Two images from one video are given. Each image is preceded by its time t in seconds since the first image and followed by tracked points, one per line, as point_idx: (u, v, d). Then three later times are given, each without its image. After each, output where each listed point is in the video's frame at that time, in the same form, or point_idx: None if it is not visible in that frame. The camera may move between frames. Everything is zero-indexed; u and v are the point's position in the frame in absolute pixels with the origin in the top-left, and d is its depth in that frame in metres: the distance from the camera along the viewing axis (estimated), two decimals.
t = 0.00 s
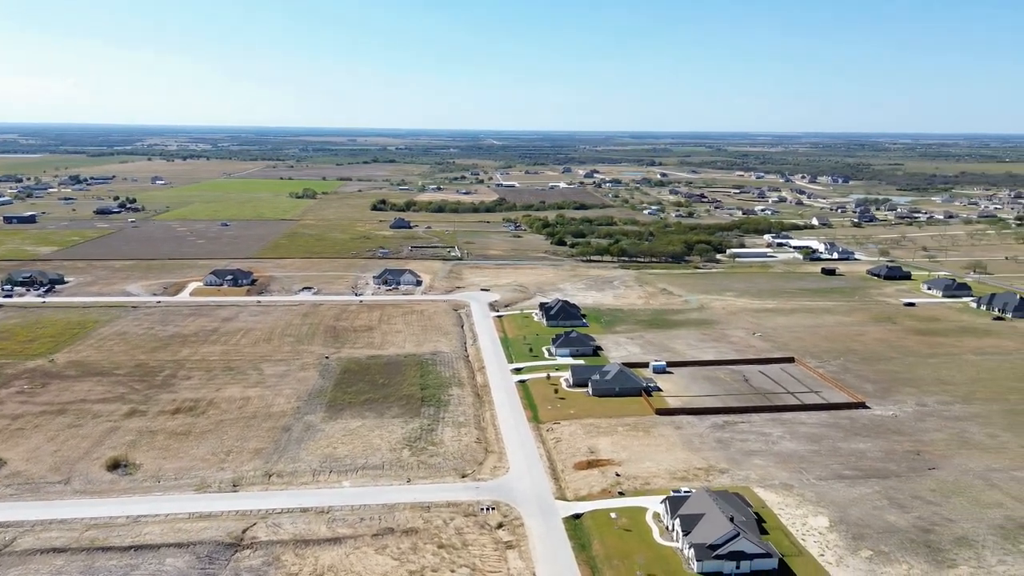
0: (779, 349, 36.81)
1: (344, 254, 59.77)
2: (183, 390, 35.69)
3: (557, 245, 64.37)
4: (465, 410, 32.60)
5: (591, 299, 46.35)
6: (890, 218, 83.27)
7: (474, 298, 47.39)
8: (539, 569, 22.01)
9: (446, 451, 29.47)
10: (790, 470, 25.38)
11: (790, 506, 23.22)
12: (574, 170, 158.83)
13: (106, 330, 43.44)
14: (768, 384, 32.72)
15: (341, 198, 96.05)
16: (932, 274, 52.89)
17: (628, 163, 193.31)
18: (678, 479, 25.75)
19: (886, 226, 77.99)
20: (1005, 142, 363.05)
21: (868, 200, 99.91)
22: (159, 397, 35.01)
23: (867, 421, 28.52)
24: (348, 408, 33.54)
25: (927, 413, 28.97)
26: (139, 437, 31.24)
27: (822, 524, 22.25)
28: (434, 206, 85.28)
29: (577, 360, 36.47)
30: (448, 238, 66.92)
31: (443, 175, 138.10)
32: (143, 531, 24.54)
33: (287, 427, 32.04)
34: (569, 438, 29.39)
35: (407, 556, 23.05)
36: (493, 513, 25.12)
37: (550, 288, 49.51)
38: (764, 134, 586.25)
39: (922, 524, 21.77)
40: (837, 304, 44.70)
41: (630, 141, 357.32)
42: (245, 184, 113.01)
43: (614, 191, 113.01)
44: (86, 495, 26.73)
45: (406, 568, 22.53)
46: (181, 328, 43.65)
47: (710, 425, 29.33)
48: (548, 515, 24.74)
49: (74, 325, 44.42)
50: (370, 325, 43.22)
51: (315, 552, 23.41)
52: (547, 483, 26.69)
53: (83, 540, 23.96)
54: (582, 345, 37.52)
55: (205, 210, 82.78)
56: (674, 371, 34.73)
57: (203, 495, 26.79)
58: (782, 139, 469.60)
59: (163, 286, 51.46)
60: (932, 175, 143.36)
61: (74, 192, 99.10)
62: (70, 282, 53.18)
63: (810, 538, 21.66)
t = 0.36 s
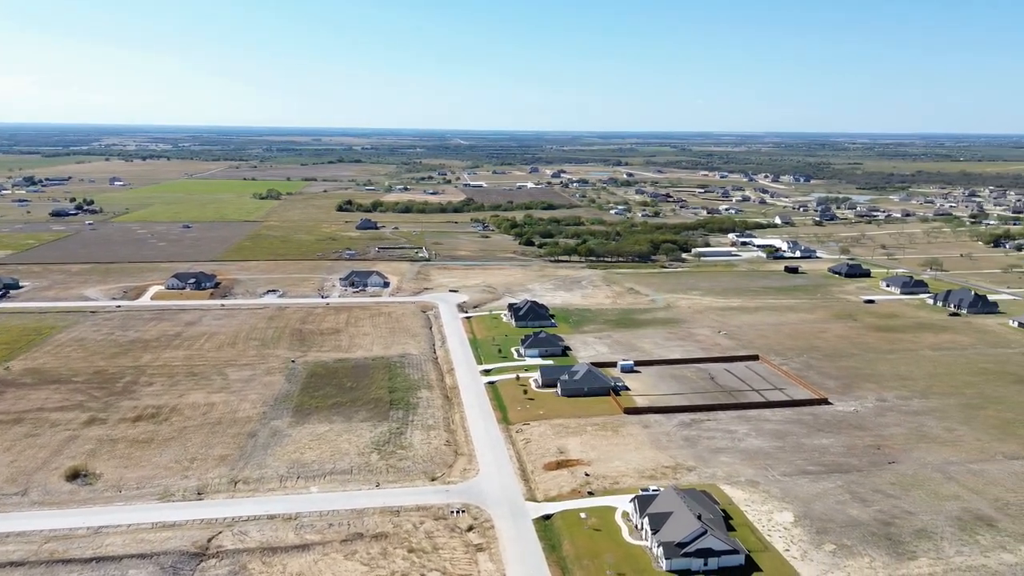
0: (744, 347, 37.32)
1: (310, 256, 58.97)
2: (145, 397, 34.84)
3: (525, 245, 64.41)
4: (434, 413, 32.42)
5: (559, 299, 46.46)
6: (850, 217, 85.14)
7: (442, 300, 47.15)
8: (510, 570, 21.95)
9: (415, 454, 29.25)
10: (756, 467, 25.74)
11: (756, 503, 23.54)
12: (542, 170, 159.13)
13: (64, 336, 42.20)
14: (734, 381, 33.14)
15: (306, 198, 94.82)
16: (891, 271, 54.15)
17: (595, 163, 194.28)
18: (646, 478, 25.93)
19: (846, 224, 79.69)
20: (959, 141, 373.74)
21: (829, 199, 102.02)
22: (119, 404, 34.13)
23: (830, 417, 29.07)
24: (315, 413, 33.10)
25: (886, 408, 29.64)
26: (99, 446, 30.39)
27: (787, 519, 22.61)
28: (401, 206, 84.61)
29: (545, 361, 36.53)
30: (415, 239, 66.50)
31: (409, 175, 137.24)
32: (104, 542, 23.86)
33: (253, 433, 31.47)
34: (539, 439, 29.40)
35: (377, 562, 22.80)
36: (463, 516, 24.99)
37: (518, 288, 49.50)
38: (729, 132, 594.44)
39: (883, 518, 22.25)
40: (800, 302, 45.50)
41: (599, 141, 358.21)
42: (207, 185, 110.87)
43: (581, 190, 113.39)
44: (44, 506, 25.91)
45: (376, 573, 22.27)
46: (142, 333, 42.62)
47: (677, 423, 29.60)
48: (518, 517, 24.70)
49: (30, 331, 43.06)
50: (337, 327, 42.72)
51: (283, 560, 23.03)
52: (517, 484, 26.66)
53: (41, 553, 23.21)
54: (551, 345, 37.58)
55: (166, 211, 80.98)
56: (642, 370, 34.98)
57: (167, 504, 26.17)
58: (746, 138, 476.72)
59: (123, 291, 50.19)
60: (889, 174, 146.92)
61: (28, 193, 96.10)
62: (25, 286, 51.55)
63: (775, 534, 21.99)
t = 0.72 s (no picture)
0: (710, 345, 37.77)
1: (275, 258, 58.09)
2: (105, 405, 33.95)
3: (493, 245, 64.34)
4: (403, 416, 32.18)
5: (528, 300, 46.51)
6: (812, 215, 86.81)
7: (410, 302, 46.84)
8: (481, 573, 21.85)
9: (385, 458, 28.99)
10: (723, 464, 26.06)
11: (723, 500, 23.84)
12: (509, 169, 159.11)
13: (20, 343, 40.91)
14: (701, 379, 33.53)
15: (271, 200, 93.47)
16: (852, 269, 55.31)
17: (562, 162, 194.84)
18: (616, 477, 26.07)
19: (808, 223, 81.21)
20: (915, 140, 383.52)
21: (792, 198, 103.79)
22: (79, 412, 33.20)
23: (794, 413, 29.57)
24: (282, 418, 32.61)
25: (849, 404, 30.26)
26: (59, 455, 29.51)
27: (753, 515, 22.93)
28: (368, 207, 83.85)
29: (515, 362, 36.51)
30: (382, 240, 66.00)
31: (377, 176, 136.20)
32: (64, 555, 23.17)
33: (218, 440, 30.87)
34: (509, 440, 29.37)
35: (347, 568, 22.52)
36: (434, 519, 24.83)
37: (487, 289, 49.43)
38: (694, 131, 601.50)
39: (847, 512, 22.69)
40: (764, 300, 46.22)
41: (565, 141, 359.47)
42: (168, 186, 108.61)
43: (549, 190, 113.58)
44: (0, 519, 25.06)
45: None
46: (102, 339, 41.53)
47: (645, 422, 29.83)
48: (489, 519, 24.62)
49: None
50: (304, 331, 42.17)
51: (250, 569, 22.61)
52: (487, 487, 26.59)
53: None
54: (520, 346, 37.59)
55: (126, 213, 79.08)
56: (610, 369, 35.17)
57: (129, 514, 25.51)
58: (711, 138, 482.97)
59: (82, 295, 48.86)
60: (849, 173, 150.07)
61: None
62: None
63: (743, 530, 22.28)
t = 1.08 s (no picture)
0: (680, 344, 38.12)
1: (242, 260, 57.20)
2: (68, 412, 33.06)
3: (464, 246, 64.17)
4: (375, 419, 31.93)
5: (499, 300, 46.46)
6: (778, 214, 88.15)
7: (381, 303, 46.50)
8: None
9: (356, 462, 28.71)
10: (694, 462, 26.31)
11: (694, 497, 24.06)
12: (479, 169, 158.80)
13: None
14: (671, 378, 33.82)
15: (238, 200, 92.02)
16: (817, 267, 56.28)
17: (533, 162, 194.98)
18: (588, 477, 26.16)
19: (775, 222, 82.46)
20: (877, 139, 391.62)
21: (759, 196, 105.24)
22: (40, 421, 32.26)
23: (763, 411, 29.99)
24: (251, 423, 32.12)
25: (815, 400, 30.77)
26: (19, 465, 28.64)
27: (724, 512, 23.19)
28: (337, 207, 82.97)
29: (487, 363, 36.45)
30: (352, 241, 65.41)
31: (346, 176, 134.98)
32: (26, 568, 22.47)
33: (186, 446, 30.26)
34: (481, 442, 29.31)
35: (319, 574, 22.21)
36: (407, 523, 24.64)
37: (458, 289, 49.28)
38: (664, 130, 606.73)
39: (814, 507, 23.07)
40: (732, 298, 46.81)
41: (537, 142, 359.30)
42: (131, 188, 106.34)
43: (519, 190, 113.49)
44: None
45: None
46: (64, 345, 40.45)
47: (617, 421, 30.01)
48: (463, 521, 24.51)
49: None
50: (273, 334, 41.59)
51: None
52: (460, 489, 26.49)
53: None
54: (492, 347, 37.54)
55: (87, 215, 77.17)
56: (582, 369, 35.31)
57: (93, 525, 24.85)
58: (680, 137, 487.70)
59: (41, 300, 47.53)
60: (814, 172, 152.64)
61: None
62: None
63: (714, 527, 22.52)
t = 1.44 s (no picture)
0: (647, 343, 38.43)
1: (205, 263, 56.10)
2: (23, 421, 32.00)
3: (431, 247, 63.82)
4: (342, 423, 31.57)
5: (467, 301, 46.33)
6: (742, 213, 89.44)
7: (348, 305, 46.02)
8: None
9: (324, 467, 28.34)
10: (661, 461, 26.54)
11: (662, 496, 24.27)
12: (446, 169, 158.17)
13: None
14: (639, 377, 34.08)
15: (199, 202, 90.25)
16: (780, 265, 57.26)
17: (500, 162, 194.81)
18: (557, 477, 26.21)
19: (739, 221, 83.66)
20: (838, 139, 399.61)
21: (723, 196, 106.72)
22: None
23: (728, 408, 30.39)
24: (215, 429, 31.49)
25: (779, 397, 31.28)
26: None
27: (691, 510, 23.43)
28: (302, 208, 81.90)
29: (456, 365, 36.31)
30: (318, 243, 64.63)
31: (311, 176, 133.38)
32: None
33: (148, 454, 29.51)
34: (451, 444, 29.17)
35: None
36: (376, 527, 24.36)
37: (426, 291, 49.02)
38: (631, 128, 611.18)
39: (779, 502, 23.45)
40: (698, 297, 47.35)
41: (504, 142, 358.57)
42: (88, 188, 103.60)
43: (487, 191, 113.24)
44: None
45: None
46: (19, 351, 39.15)
47: (586, 421, 30.13)
48: (433, 525, 24.33)
49: None
50: (237, 338, 40.87)
51: None
52: (429, 492, 26.31)
53: None
54: (461, 349, 37.44)
55: (41, 218, 74.92)
56: (551, 370, 35.38)
57: (51, 536, 24.04)
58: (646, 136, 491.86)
59: None
60: (776, 172, 155.34)
61: None
62: None
63: (681, 525, 22.73)
